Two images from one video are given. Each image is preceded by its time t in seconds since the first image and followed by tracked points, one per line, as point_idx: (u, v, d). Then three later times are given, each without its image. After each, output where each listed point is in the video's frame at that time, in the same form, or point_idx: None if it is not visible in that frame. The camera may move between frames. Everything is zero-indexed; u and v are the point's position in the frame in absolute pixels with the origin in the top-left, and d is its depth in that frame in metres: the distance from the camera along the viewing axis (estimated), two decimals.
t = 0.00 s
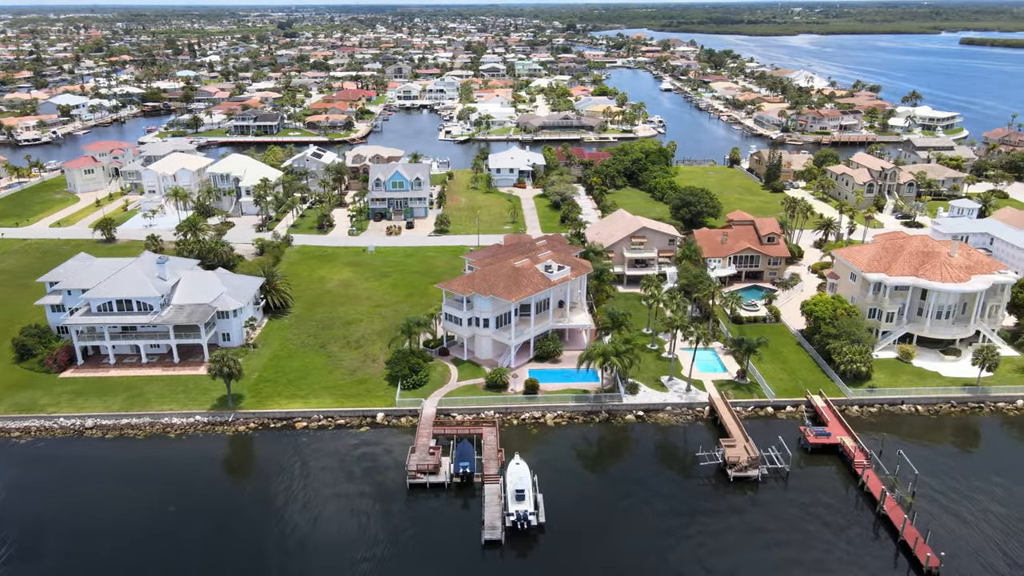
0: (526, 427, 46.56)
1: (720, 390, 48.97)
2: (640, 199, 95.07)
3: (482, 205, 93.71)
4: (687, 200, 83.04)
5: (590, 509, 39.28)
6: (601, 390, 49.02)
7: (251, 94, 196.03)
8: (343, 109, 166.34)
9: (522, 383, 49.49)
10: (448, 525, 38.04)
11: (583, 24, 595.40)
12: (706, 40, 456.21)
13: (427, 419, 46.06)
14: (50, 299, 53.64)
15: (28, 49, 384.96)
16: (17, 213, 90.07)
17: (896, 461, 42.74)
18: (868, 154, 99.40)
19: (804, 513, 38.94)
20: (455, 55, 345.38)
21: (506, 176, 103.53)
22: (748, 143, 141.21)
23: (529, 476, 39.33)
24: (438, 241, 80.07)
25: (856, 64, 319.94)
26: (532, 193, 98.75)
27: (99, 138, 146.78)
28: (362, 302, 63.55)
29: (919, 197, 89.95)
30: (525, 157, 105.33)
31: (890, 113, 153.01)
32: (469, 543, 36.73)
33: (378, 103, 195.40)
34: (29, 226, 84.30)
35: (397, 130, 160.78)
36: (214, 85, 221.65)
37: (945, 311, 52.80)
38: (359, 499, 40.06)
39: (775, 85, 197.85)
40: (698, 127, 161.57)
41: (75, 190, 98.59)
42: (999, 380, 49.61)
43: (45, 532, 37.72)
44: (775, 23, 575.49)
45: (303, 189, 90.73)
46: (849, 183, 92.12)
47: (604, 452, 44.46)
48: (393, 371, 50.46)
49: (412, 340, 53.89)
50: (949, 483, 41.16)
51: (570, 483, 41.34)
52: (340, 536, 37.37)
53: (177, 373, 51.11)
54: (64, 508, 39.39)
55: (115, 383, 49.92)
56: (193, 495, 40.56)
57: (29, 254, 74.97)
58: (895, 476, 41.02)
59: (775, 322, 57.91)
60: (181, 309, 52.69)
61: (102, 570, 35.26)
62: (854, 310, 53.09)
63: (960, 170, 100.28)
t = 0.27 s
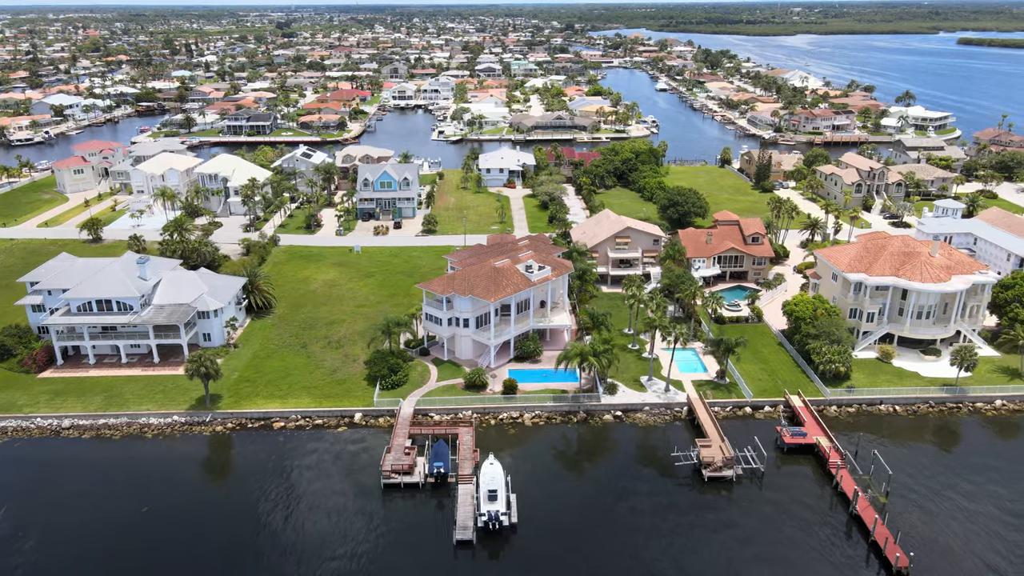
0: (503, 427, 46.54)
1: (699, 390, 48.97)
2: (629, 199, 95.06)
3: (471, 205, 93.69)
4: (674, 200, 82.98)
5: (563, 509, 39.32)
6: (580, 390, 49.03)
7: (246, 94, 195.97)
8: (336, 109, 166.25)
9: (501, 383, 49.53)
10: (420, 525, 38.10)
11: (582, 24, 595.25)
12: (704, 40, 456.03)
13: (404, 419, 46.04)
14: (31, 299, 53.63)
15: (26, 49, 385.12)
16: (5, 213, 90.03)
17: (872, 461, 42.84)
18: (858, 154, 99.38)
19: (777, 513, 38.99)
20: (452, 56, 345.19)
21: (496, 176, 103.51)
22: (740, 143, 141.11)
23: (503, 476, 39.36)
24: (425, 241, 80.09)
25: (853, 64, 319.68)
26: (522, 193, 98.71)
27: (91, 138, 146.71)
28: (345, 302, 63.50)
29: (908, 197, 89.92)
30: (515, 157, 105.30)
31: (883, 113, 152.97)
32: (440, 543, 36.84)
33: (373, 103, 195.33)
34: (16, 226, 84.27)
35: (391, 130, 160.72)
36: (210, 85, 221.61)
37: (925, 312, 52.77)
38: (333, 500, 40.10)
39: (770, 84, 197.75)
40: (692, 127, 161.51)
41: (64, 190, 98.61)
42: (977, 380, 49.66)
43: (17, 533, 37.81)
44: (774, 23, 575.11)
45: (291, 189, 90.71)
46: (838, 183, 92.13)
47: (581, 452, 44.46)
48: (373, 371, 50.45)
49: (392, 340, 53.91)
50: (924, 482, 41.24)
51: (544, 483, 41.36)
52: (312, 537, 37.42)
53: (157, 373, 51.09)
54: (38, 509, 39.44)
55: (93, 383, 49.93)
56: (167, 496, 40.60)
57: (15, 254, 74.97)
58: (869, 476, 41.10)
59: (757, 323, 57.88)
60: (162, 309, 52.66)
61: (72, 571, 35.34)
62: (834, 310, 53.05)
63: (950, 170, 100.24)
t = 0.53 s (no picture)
0: (481, 428, 46.51)
1: (678, 390, 48.95)
2: (618, 199, 95.05)
3: (459, 205, 93.69)
4: (661, 200, 82.88)
5: (536, 509, 39.35)
6: (558, 390, 49.00)
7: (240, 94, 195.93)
8: (330, 108, 166.19)
9: (479, 383, 49.52)
10: (393, 526, 38.08)
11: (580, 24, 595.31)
12: (701, 40, 456.01)
13: (381, 419, 46.03)
14: (11, 299, 53.60)
15: (23, 49, 385.18)
16: None
17: (848, 461, 42.86)
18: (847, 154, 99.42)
19: (751, 513, 38.97)
20: (448, 56, 345.18)
21: (486, 176, 103.51)
22: (733, 143, 141.14)
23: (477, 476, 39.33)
24: (411, 241, 80.09)
25: (849, 64, 319.69)
26: (511, 193, 98.71)
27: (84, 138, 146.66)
28: (328, 302, 63.46)
29: (896, 197, 89.92)
30: (505, 157, 105.30)
31: (876, 113, 152.98)
32: (412, 543, 36.84)
33: (367, 103, 195.25)
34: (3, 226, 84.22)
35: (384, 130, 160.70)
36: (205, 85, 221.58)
37: (906, 312, 52.83)
38: (307, 499, 40.13)
39: (764, 84, 197.81)
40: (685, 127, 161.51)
41: (54, 190, 98.56)
42: (956, 380, 49.69)
43: None
44: (772, 23, 575.03)
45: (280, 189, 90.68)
46: (827, 183, 92.17)
47: (557, 452, 44.46)
48: (353, 371, 50.44)
49: (372, 340, 53.92)
50: (899, 482, 41.26)
51: (519, 484, 41.36)
52: (285, 537, 37.46)
53: (136, 373, 51.06)
54: (10, 510, 39.40)
55: (72, 383, 49.92)
56: (141, 496, 40.59)
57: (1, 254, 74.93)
58: (844, 476, 41.11)
59: (739, 323, 57.85)
60: (142, 309, 52.60)
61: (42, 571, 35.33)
62: (815, 310, 53.04)
63: (939, 170, 100.24)
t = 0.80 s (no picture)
0: (461, 428, 46.52)
1: (660, 390, 48.93)
2: (608, 199, 95.05)
3: (449, 205, 93.66)
4: (650, 200, 82.66)
5: (512, 509, 39.34)
6: (540, 390, 48.99)
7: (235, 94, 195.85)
8: (324, 108, 166.06)
9: (461, 383, 49.50)
10: (368, 525, 38.03)
11: (578, 24, 595.29)
12: (699, 40, 455.79)
13: (360, 418, 46.04)
14: None
15: (20, 49, 384.88)
16: None
17: (826, 461, 42.85)
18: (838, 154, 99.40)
19: (727, 513, 38.92)
20: (446, 56, 345.00)
21: (477, 176, 103.46)
22: (726, 143, 141.11)
23: (453, 476, 39.32)
24: (400, 241, 80.11)
25: (846, 64, 319.50)
26: (502, 193, 98.67)
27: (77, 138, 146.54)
28: (314, 302, 63.41)
29: (885, 197, 89.89)
30: (496, 157, 105.25)
31: (870, 113, 152.92)
32: (387, 543, 36.82)
33: (362, 103, 195.20)
34: None
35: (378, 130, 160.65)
36: (200, 85, 221.47)
37: (889, 312, 52.84)
38: (285, 499, 40.13)
39: (760, 84, 197.71)
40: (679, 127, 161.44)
41: (44, 190, 98.45)
42: (938, 380, 49.70)
43: None
44: (771, 23, 574.87)
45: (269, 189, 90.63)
46: (816, 184, 92.18)
47: (535, 453, 44.38)
48: (335, 371, 50.42)
49: (355, 340, 53.90)
50: (876, 482, 41.26)
51: (497, 484, 41.37)
52: (260, 537, 37.48)
53: (117, 373, 51.00)
54: None
55: (53, 383, 49.90)
56: (119, 496, 40.56)
57: None
58: (822, 476, 41.11)
59: (723, 323, 57.84)
60: (124, 309, 52.57)
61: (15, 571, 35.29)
62: (797, 310, 53.03)
63: (930, 171, 100.23)
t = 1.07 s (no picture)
0: (439, 427, 46.51)
1: (638, 390, 48.93)
2: (597, 199, 95.05)
3: (438, 205, 93.64)
4: (637, 200, 82.56)
5: (485, 509, 39.29)
6: (518, 390, 48.99)
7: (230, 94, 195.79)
8: (317, 109, 165.99)
9: (439, 382, 49.48)
10: (341, 525, 38.01)
11: (576, 24, 595.12)
12: (697, 40, 455.75)
13: (337, 418, 46.02)
14: None
15: (17, 49, 384.81)
16: None
17: (801, 461, 42.84)
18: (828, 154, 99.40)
19: (700, 513, 38.88)
20: (442, 56, 344.89)
21: (467, 176, 103.43)
22: (719, 143, 141.12)
23: (426, 476, 39.28)
24: (387, 241, 80.11)
25: (842, 64, 319.31)
26: (491, 193, 98.63)
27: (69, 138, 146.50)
28: (298, 302, 63.36)
29: (874, 197, 89.88)
30: (486, 157, 105.24)
31: (863, 113, 152.93)
32: (359, 543, 36.82)
33: (357, 103, 195.13)
34: None
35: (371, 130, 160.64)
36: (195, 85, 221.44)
37: (869, 312, 52.83)
38: (258, 499, 40.09)
39: (754, 84, 197.74)
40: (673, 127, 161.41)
41: (33, 190, 98.36)
42: (917, 380, 49.71)
43: None
44: (769, 23, 574.57)
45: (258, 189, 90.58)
46: (805, 183, 92.21)
47: (512, 453, 44.37)
48: (314, 371, 50.36)
49: (336, 340, 53.89)
50: (851, 482, 41.29)
51: (471, 484, 41.34)
52: (232, 536, 37.43)
53: (96, 373, 50.94)
54: None
55: (32, 383, 49.85)
56: (93, 497, 40.52)
57: None
58: (796, 476, 41.10)
59: (705, 323, 57.80)
60: (104, 309, 52.52)
61: None
62: (778, 310, 53.02)
63: (919, 171, 100.22)
